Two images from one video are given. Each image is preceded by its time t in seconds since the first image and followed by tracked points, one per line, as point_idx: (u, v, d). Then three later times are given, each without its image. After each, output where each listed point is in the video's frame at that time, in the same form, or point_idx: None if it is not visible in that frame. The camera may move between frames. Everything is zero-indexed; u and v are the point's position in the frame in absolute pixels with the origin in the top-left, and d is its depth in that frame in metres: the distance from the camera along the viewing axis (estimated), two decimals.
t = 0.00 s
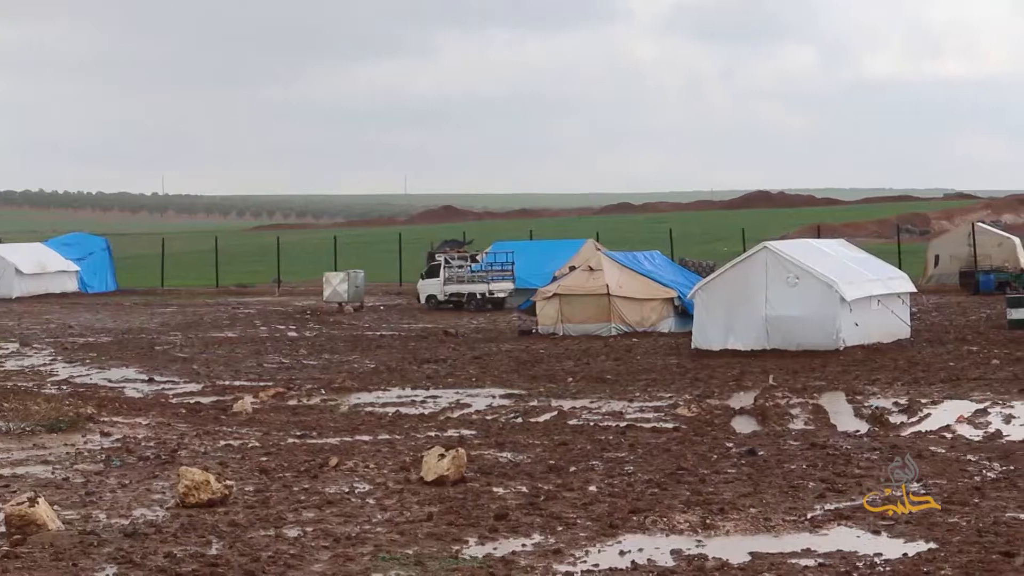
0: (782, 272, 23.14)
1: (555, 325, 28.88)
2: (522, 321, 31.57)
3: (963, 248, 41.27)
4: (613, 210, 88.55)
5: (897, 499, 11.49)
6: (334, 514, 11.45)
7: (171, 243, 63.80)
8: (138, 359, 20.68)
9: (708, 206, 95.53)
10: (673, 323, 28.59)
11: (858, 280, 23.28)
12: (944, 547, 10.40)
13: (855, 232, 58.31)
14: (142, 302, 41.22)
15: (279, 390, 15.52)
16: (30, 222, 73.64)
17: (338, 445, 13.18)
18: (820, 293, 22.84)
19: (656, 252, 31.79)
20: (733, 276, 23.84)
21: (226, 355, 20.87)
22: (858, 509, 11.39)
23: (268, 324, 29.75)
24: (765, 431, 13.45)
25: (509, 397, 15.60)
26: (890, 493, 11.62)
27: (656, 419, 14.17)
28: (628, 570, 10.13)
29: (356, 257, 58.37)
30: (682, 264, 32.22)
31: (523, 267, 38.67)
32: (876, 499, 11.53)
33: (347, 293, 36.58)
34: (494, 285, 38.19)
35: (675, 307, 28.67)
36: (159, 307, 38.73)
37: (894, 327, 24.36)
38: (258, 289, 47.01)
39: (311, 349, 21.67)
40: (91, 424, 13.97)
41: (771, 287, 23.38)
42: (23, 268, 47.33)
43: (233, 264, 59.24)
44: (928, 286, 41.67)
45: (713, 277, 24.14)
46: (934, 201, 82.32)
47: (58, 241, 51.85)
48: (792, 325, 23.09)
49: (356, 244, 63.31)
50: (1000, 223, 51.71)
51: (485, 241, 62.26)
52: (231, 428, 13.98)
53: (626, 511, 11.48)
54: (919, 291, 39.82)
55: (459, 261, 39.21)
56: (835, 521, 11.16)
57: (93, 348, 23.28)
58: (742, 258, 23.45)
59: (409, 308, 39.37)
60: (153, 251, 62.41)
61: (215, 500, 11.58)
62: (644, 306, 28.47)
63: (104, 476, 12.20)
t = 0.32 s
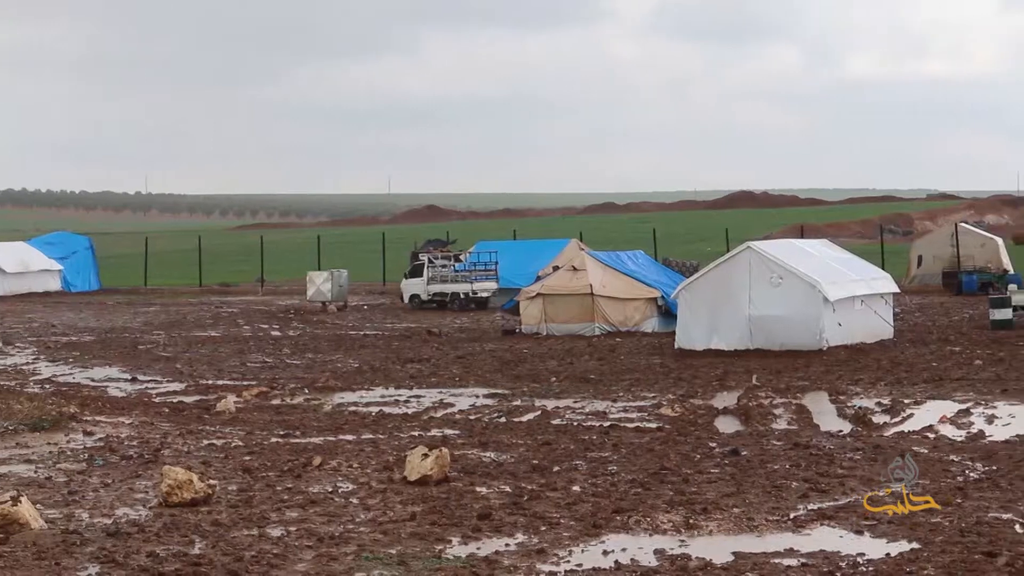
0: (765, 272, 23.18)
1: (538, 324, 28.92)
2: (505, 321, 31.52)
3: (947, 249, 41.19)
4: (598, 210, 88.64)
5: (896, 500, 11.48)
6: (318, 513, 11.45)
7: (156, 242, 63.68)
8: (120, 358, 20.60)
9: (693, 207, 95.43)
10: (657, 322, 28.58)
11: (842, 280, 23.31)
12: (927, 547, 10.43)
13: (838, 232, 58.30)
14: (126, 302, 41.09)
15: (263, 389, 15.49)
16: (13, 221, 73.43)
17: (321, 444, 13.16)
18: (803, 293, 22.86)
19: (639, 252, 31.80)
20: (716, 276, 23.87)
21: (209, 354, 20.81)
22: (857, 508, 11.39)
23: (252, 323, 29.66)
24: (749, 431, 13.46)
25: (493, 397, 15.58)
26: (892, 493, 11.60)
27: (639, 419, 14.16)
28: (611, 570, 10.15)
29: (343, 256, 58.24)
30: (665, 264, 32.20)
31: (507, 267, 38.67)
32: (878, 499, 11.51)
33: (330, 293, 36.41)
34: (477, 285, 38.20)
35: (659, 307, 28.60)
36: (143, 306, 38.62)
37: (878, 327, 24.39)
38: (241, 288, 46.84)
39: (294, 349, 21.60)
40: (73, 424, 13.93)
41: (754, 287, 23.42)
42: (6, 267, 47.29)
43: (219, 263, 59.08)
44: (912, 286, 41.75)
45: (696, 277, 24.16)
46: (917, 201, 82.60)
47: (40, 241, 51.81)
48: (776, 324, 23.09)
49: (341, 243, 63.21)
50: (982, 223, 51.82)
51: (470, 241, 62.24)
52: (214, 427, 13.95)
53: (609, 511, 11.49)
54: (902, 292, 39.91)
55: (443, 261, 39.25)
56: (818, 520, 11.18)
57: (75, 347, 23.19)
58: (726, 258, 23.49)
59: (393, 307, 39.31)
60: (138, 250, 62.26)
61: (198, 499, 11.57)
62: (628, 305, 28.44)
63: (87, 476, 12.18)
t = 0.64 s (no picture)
0: (749, 271, 23.23)
1: (523, 323, 28.82)
2: (488, 320, 31.48)
3: (930, 248, 41.36)
4: (584, 211, 88.85)
5: (897, 500, 11.44)
6: (302, 512, 11.45)
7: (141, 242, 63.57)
8: (104, 357, 20.59)
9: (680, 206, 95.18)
10: (641, 322, 28.66)
11: (826, 280, 23.34)
12: (911, 545, 10.47)
13: (821, 231, 57.90)
14: (111, 301, 41.04)
15: (247, 388, 15.48)
16: None
17: (306, 444, 13.16)
18: (787, 293, 22.90)
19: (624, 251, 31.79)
20: (701, 275, 23.89)
21: (193, 354, 20.80)
22: (857, 509, 11.36)
23: (237, 323, 29.66)
24: (733, 430, 13.47)
25: (478, 395, 15.58)
26: (889, 494, 11.57)
27: (624, 418, 14.18)
28: (595, 569, 10.18)
29: (331, 254, 58.16)
30: (648, 263, 32.17)
31: (491, 266, 38.72)
32: (876, 499, 11.49)
33: (315, 293, 36.37)
34: (462, 284, 38.23)
35: (643, 306, 28.74)
36: (127, 305, 38.62)
37: (862, 326, 24.42)
38: (225, 287, 46.76)
39: (278, 348, 21.54)
40: (57, 422, 13.92)
41: (738, 286, 23.46)
42: None
43: (204, 262, 58.99)
44: (895, 286, 41.92)
45: (680, 276, 24.17)
46: (901, 201, 82.94)
47: (25, 240, 51.71)
48: (760, 323, 23.11)
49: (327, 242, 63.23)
50: (966, 223, 52.09)
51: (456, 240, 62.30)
52: (199, 426, 13.95)
53: (594, 510, 11.50)
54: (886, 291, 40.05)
55: (428, 260, 39.30)
56: (802, 519, 11.20)
57: (59, 346, 23.16)
58: (710, 256, 23.50)
59: (378, 307, 39.33)
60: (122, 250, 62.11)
61: (183, 498, 11.57)
62: (612, 305, 28.48)
63: (71, 475, 12.16)
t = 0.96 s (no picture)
0: (733, 269, 23.26)
1: (507, 321, 28.77)
2: (472, 319, 31.44)
3: (914, 246, 41.34)
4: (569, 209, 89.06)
5: (896, 500, 11.38)
6: (286, 510, 11.45)
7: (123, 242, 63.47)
8: (88, 356, 20.59)
9: (665, 204, 94.98)
10: (624, 320, 28.72)
11: (809, 278, 23.37)
12: (894, 543, 10.51)
13: (805, 228, 57.62)
14: (94, 299, 40.99)
15: (231, 386, 15.48)
16: None
17: (290, 442, 13.16)
18: (771, 290, 22.92)
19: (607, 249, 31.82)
20: (684, 273, 23.89)
21: (177, 352, 20.82)
22: (858, 510, 11.27)
23: (220, 321, 29.64)
24: (717, 428, 13.48)
25: (462, 393, 15.58)
26: (890, 494, 11.51)
27: (607, 416, 14.18)
28: (579, 567, 10.20)
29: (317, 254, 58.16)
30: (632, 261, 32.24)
31: (475, 264, 38.78)
32: (876, 500, 11.42)
33: (299, 291, 36.30)
34: (446, 282, 38.26)
35: (627, 304, 28.79)
36: (110, 303, 38.56)
37: (845, 324, 24.44)
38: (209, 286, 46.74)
39: (261, 346, 21.53)
40: (41, 421, 13.91)
41: (721, 284, 23.48)
42: None
43: (186, 260, 58.90)
44: (879, 284, 42.00)
45: (664, 274, 24.15)
46: (883, 198, 83.26)
47: (8, 238, 51.63)
48: (744, 321, 23.14)
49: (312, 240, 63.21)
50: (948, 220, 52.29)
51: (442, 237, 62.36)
52: (183, 424, 13.94)
53: (577, 508, 11.51)
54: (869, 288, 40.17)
55: (412, 258, 39.30)
56: (786, 517, 11.21)
57: (42, 344, 23.16)
58: (694, 254, 23.49)
59: (362, 305, 39.31)
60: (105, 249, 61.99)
61: (167, 497, 11.56)
62: (596, 303, 28.50)
63: (54, 474, 12.16)
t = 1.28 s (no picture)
0: (706, 266, 23.29)
1: (480, 318, 28.82)
2: (446, 315, 31.41)
3: (885, 243, 41.49)
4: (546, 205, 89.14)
5: (897, 499, 11.27)
6: (258, 507, 11.45)
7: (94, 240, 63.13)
8: (60, 353, 20.55)
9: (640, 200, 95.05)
10: (597, 317, 28.71)
11: (782, 274, 23.41)
12: (865, 539, 10.54)
13: (778, 225, 57.81)
14: (67, 295, 40.83)
15: (203, 383, 15.47)
16: None
17: (262, 439, 13.15)
18: (744, 287, 22.96)
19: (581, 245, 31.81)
20: (657, 269, 23.91)
21: (149, 348, 20.78)
22: (856, 508, 11.20)
23: (193, 317, 29.62)
24: (688, 424, 13.50)
25: (434, 390, 15.58)
26: (890, 493, 11.41)
27: (580, 412, 14.20)
28: (551, 564, 10.21)
29: (293, 250, 58.05)
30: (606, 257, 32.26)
31: (449, 261, 38.84)
32: (876, 500, 11.33)
33: (271, 287, 36.30)
34: (419, 279, 38.22)
35: (600, 301, 28.77)
36: (84, 300, 38.43)
37: (818, 321, 24.50)
38: (183, 282, 46.61)
39: (234, 343, 21.49)
40: (12, 417, 13.89)
41: (694, 281, 23.51)
42: None
43: (158, 257, 58.67)
44: (851, 280, 42.04)
45: (637, 270, 24.17)
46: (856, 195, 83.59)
47: None
48: (716, 317, 23.17)
49: (286, 237, 63.08)
50: (921, 217, 52.53)
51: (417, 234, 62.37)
52: (155, 421, 13.93)
53: (550, 505, 11.52)
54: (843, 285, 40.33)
55: (384, 254, 39.24)
56: (757, 513, 11.24)
57: (13, 341, 23.09)
58: (666, 250, 23.52)
59: (335, 301, 39.24)
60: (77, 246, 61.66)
61: (138, 494, 11.54)
62: (569, 299, 28.51)
63: (26, 470, 12.13)
